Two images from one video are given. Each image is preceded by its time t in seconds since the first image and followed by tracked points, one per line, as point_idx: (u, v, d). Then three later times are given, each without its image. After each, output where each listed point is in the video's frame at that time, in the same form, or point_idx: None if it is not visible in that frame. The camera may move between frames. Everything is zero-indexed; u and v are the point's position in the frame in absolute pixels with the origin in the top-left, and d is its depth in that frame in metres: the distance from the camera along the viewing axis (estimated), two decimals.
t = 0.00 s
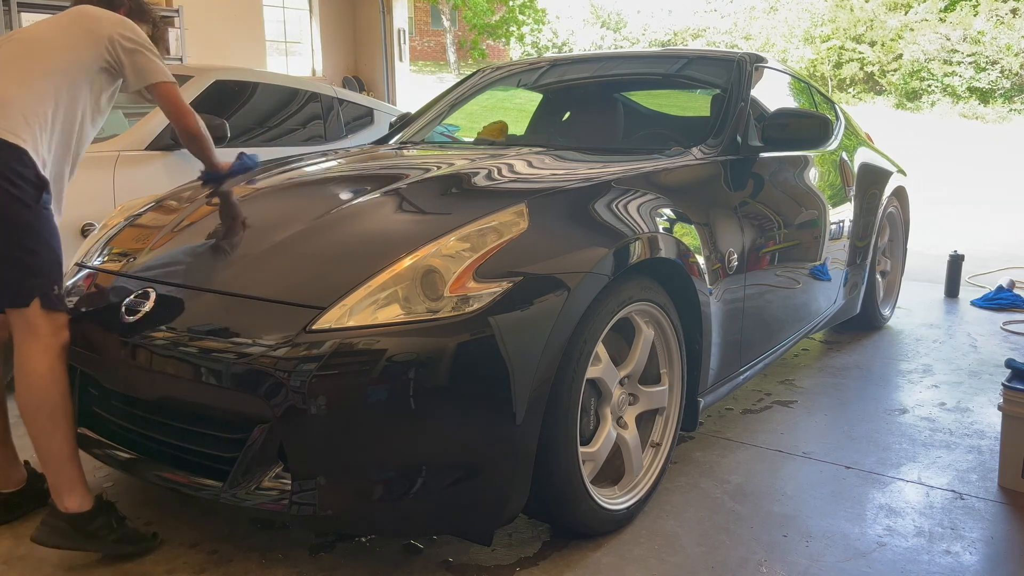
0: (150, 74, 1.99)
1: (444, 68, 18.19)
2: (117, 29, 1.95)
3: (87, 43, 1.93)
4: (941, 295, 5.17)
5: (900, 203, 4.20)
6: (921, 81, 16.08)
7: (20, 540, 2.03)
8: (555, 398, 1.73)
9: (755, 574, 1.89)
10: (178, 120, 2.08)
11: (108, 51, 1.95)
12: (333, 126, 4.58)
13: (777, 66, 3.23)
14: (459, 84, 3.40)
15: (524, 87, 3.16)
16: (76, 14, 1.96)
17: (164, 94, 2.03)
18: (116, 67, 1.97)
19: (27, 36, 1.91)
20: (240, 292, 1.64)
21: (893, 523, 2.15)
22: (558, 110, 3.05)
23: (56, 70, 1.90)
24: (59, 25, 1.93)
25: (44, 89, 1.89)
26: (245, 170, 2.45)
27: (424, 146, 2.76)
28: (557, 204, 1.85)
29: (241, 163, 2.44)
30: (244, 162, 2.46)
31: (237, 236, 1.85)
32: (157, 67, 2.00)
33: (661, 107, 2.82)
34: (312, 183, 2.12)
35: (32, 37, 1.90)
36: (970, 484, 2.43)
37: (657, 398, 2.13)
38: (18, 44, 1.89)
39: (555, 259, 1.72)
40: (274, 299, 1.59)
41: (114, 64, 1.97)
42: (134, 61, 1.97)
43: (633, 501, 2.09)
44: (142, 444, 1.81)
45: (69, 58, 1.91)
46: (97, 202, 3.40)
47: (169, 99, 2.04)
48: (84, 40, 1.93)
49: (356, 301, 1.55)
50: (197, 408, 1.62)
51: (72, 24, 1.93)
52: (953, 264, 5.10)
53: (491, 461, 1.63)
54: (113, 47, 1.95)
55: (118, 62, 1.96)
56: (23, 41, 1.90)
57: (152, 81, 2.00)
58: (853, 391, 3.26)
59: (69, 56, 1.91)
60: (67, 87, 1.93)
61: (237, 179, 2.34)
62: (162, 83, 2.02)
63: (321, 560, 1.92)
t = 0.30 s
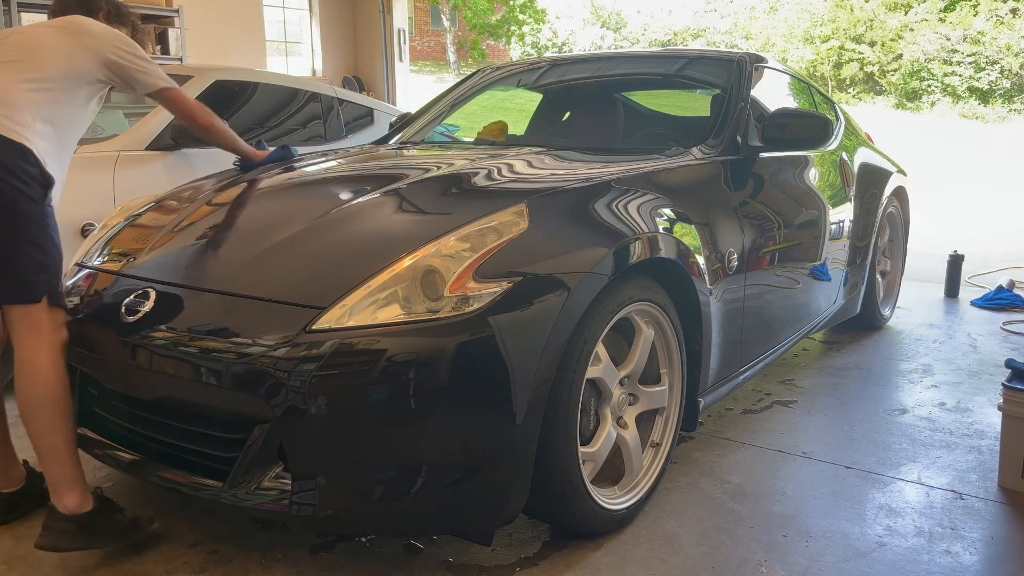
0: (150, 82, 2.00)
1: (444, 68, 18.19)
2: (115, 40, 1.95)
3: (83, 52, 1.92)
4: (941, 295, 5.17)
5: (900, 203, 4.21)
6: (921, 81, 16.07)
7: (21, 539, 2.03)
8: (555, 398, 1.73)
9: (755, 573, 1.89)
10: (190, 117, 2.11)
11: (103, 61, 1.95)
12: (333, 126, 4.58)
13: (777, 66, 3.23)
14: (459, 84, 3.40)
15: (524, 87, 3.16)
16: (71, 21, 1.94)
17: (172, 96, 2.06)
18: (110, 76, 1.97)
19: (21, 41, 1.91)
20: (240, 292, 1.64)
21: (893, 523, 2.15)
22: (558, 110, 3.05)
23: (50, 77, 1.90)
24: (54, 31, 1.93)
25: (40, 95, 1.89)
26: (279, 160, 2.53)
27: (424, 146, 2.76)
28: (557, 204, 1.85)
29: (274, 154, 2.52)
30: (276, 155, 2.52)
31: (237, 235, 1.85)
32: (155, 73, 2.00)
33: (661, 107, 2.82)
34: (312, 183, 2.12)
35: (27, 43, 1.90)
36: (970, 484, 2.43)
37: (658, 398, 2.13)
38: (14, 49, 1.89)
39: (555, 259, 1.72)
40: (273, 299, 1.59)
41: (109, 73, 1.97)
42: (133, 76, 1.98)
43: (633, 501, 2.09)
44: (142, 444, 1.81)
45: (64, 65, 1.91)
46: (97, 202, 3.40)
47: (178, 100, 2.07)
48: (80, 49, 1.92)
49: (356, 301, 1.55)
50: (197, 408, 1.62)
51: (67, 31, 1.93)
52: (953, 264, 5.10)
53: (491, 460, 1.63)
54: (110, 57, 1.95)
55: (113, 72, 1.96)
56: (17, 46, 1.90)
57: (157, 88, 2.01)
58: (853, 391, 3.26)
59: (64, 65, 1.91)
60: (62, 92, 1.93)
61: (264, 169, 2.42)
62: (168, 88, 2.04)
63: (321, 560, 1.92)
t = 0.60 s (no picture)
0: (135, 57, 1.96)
1: (444, 68, 18.20)
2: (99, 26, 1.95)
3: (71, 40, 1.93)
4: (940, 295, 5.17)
5: (900, 203, 4.21)
6: (921, 81, 16.06)
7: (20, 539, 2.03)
8: (555, 398, 1.73)
9: (755, 574, 1.89)
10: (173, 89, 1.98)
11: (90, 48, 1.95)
12: (333, 126, 4.58)
13: (777, 66, 3.24)
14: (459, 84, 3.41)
15: (524, 87, 3.17)
16: (58, 11, 1.96)
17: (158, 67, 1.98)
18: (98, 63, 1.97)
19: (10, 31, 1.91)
20: (240, 292, 1.64)
21: (893, 524, 2.15)
22: (558, 110, 3.05)
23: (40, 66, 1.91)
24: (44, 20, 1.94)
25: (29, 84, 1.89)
26: (247, 181, 2.19)
27: (424, 146, 2.77)
28: (557, 204, 1.85)
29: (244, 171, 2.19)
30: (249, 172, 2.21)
31: (238, 236, 1.85)
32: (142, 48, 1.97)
33: (661, 106, 2.82)
34: (312, 183, 2.12)
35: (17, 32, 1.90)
36: (970, 484, 2.43)
37: (657, 398, 2.13)
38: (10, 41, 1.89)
39: (555, 259, 1.72)
40: (274, 299, 1.59)
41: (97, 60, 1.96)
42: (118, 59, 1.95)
43: (633, 501, 2.09)
44: (142, 444, 1.82)
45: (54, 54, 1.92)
46: (97, 202, 3.40)
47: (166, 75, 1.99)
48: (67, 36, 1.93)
49: (356, 301, 1.55)
50: (197, 408, 1.62)
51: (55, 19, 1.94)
52: (953, 264, 5.10)
53: (491, 460, 1.63)
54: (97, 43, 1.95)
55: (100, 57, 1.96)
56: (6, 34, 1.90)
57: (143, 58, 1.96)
58: (853, 391, 3.26)
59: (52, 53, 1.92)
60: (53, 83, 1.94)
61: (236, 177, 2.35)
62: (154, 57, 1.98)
63: (321, 561, 1.92)
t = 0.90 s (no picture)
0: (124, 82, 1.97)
1: (444, 68, 18.21)
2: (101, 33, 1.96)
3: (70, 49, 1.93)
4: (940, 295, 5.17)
5: (900, 203, 4.21)
6: (921, 81, 16.05)
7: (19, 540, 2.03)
8: (555, 398, 1.73)
9: (755, 574, 1.89)
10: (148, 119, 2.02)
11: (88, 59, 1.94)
12: (333, 126, 4.57)
13: (777, 66, 3.24)
14: (459, 84, 3.40)
15: (524, 87, 3.17)
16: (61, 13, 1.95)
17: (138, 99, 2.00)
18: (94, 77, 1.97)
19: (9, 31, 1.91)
20: (240, 292, 1.64)
21: (893, 524, 2.15)
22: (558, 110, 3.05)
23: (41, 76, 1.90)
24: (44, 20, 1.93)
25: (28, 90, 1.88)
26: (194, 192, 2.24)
27: (424, 146, 2.77)
28: (557, 204, 1.85)
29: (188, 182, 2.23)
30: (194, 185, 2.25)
31: (239, 236, 1.85)
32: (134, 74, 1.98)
33: (661, 106, 2.82)
34: (312, 183, 2.12)
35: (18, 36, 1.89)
36: (970, 484, 2.43)
37: (657, 398, 2.13)
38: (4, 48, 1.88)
39: (555, 259, 1.72)
40: (274, 299, 1.59)
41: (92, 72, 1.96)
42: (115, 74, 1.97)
43: (633, 501, 2.09)
44: (142, 444, 1.82)
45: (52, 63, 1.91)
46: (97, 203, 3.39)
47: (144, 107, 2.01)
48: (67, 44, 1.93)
49: (356, 301, 1.55)
50: (197, 408, 1.62)
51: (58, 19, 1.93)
52: (953, 264, 5.10)
53: (492, 460, 1.63)
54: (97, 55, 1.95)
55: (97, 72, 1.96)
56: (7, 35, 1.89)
57: (127, 86, 1.96)
58: (853, 391, 3.26)
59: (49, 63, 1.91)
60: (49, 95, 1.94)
61: (237, 177, 2.35)
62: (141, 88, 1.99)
63: (321, 560, 1.92)
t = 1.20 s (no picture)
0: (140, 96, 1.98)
1: (444, 68, 18.21)
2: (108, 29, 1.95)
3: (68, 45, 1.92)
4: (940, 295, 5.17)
5: (900, 203, 4.21)
6: (921, 81, 16.05)
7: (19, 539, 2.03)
8: (555, 398, 1.73)
9: (755, 573, 1.89)
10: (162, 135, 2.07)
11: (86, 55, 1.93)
12: (333, 126, 4.57)
13: (777, 66, 3.24)
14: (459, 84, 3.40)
15: (524, 87, 3.17)
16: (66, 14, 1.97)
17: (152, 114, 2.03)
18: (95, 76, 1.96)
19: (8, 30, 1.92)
20: (240, 292, 1.64)
21: (893, 524, 2.15)
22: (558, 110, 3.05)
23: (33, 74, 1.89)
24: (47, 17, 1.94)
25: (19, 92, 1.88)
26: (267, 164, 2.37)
27: (424, 146, 2.77)
28: (557, 204, 1.85)
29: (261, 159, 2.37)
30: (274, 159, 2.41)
31: (239, 235, 1.85)
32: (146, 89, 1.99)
33: (661, 107, 2.82)
34: (312, 184, 2.12)
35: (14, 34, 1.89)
36: (970, 484, 2.43)
37: (657, 398, 2.13)
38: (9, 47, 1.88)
39: (555, 259, 1.72)
40: (274, 299, 1.59)
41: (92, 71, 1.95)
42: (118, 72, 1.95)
43: (633, 501, 2.09)
44: (142, 444, 1.82)
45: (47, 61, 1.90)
46: (97, 203, 3.39)
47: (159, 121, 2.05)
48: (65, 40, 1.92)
49: (356, 301, 1.55)
50: (197, 408, 1.62)
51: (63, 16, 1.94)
52: (953, 264, 5.10)
53: (492, 461, 1.63)
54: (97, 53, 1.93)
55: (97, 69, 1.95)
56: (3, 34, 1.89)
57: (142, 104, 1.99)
58: (853, 391, 3.26)
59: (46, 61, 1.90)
60: (44, 95, 1.92)
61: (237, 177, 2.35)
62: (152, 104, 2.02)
63: (321, 561, 1.92)
